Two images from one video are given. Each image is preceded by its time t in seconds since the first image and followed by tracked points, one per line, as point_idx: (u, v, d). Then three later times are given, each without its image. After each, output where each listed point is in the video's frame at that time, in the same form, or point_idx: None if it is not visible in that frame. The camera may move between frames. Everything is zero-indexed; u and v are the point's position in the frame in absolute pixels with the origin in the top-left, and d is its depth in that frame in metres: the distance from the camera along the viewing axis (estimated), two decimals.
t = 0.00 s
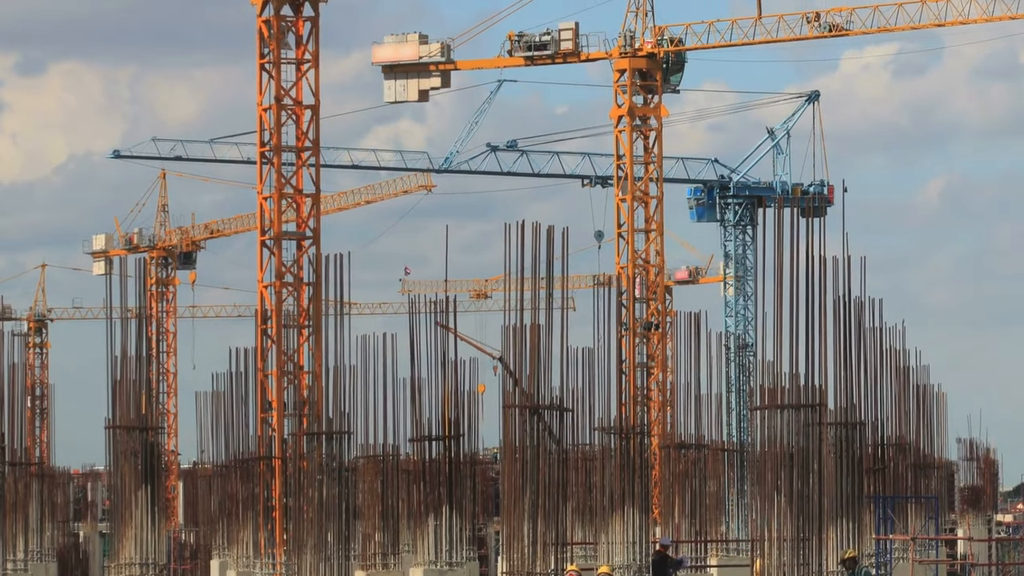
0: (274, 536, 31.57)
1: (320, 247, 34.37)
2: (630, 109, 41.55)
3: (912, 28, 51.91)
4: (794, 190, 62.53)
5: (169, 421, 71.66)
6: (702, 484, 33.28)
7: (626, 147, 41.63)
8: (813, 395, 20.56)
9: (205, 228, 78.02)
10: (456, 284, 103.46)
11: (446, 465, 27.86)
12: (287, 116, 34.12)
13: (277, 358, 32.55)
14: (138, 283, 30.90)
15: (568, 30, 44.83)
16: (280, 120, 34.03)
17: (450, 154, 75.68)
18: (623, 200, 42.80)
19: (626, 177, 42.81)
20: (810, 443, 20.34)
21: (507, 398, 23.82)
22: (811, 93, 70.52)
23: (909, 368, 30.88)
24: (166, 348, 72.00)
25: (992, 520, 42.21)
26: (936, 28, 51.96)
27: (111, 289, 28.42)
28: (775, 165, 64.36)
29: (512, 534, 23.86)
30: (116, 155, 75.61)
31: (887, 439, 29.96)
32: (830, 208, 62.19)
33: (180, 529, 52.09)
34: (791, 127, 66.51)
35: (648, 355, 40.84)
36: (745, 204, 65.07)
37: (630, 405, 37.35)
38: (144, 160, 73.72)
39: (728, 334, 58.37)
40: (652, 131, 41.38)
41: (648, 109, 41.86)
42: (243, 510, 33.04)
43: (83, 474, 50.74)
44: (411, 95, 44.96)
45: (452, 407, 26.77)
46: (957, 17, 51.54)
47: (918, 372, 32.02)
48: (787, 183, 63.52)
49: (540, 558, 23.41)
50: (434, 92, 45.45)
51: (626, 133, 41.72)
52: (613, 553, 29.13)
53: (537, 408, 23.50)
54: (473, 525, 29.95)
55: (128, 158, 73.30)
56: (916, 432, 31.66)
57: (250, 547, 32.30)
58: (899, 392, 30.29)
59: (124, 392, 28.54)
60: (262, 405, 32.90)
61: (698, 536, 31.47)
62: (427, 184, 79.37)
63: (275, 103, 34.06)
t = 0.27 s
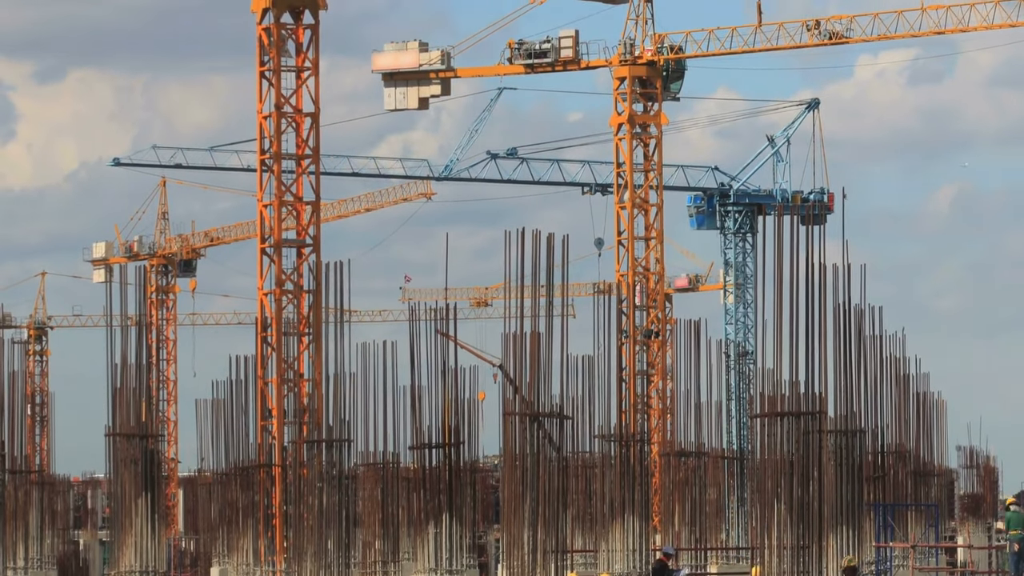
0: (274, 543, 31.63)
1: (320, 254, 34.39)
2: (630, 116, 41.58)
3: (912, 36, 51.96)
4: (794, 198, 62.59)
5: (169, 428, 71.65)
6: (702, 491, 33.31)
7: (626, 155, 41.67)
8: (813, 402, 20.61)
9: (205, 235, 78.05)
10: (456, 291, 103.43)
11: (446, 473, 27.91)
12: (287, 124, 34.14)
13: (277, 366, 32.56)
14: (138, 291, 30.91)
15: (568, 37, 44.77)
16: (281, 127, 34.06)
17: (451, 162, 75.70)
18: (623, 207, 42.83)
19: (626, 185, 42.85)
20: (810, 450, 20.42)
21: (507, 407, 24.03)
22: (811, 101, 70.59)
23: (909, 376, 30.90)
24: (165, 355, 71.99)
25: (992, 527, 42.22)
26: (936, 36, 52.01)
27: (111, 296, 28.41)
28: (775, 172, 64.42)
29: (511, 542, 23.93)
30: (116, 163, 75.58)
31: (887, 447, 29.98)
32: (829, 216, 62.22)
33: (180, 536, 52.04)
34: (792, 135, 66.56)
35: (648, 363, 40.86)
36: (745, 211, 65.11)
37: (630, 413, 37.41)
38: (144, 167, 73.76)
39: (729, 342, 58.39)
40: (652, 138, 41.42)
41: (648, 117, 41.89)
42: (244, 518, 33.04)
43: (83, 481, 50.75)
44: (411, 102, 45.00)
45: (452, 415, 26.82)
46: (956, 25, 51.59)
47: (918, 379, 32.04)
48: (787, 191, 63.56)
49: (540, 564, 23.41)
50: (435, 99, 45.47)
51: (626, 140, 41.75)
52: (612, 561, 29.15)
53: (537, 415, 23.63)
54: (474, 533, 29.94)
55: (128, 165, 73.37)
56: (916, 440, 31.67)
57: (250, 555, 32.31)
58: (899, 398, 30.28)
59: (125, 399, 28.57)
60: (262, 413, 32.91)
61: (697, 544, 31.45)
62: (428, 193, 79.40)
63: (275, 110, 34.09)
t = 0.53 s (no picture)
0: (274, 551, 31.64)
1: (320, 262, 34.41)
2: (630, 124, 41.62)
3: (912, 43, 52.00)
4: (794, 205, 62.62)
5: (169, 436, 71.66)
6: (702, 499, 33.30)
7: (626, 163, 41.71)
8: (815, 410, 21.34)
9: (205, 243, 78.09)
10: (456, 298, 103.39)
11: (447, 480, 27.96)
12: (287, 131, 34.19)
13: (277, 374, 32.55)
14: (138, 299, 30.93)
15: (568, 45, 44.84)
16: (280, 135, 34.09)
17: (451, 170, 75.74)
18: (624, 215, 42.86)
19: (626, 193, 42.88)
20: (810, 458, 21.20)
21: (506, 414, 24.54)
22: (811, 108, 70.64)
23: (909, 383, 30.90)
24: (166, 363, 72.01)
25: (992, 535, 42.18)
26: (936, 43, 52.03)
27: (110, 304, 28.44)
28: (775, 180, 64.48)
29: (511, 549, 24.47)
30: (116, 170, 75.63)
31: (887, 454, 29.95)
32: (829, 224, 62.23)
33: (180, 544, 52.02)
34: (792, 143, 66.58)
35: (648, 370, 40.89)
36: (745, 219, 65.15)
37: (630, 421, 37.51)
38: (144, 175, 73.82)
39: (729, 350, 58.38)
40: (653, 146, 41.46)
41: (647, 124, 41.93)
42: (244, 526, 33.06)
43: (82, 489, 50.77)
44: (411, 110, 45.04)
45: (452, 424, 26.87)
46: (956, 32, 51.62)
47: (918, 386, 32.04)
48: (787, 199, 63.59)
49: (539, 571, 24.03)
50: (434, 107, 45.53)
51: (626, 148, 41.79)
52: (612, 568, 29.11)
53: (537, 424, 24.11)
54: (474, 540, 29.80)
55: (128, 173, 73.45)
56: (916, 447, 31.67)
57: (250, 563, 32.35)
58: (900, 405, 30.25)
59: (125, 407, 28.61)
60: (262, 421, 32.89)
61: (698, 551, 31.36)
62: (428, 201, 79.46)
63: (275, 118, 34.13)
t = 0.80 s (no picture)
0: (275, 560, 31.64)
1: (320, 270, 34.43)
2: (630, 133, 41.66)
3: (912, 52, 52.07)
4: (795, 214, 62.66)
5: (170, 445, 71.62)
6: (702, 507, 33.26)
7: (626, 171, 41.77)
8: (812, 420, 22.84)
9: (205, 252, 78.13)
10: (457, 307, 103.35)
11: (447, 489, 27.99)
12: (287, 140, 34.23)
13: (277, 382, 32.54)
14: (138, 307, 30.93)
15: (568, 53, 44.91)
16: (281, 143, 34.13)
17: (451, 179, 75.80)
18: (624, 224, 42.89)
19: (626, 202, 42.93)
20: (812, 467, 22.58)
21: (507, 423, 25.08)
22: (811, 117, 70.70)
23: (909, 392, 30.90)
24: (166, 372, 72.02)
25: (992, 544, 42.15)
26: (936, 52, 52.11)
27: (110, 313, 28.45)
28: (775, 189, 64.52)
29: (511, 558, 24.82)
30: (116, 179, 75.67)
31: (888, 463, 29.91)
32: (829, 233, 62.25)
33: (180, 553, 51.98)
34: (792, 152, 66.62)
35: (648, 379, 40.90)
36: (745, 228, 65.21)
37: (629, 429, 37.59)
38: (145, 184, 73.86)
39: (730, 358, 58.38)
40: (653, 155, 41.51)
41: (648, 133, 41.98)
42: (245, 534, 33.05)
43: (82, 498, 50.72)
44: (412, 119, 45.08)
45: (452, 432, 26.94)
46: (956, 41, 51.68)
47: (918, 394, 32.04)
48: (787, 208, 63.63)
49: None
50: (435, 115, 45.37)
51: (626, 157, 41.83)
52: None
53: (537, 432, 24.76)
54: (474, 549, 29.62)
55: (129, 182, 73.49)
56: (916, 456, 31.67)
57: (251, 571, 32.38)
58: (900, 413, 30.26)
59: (125, 416, 28.64)
60: (262, 430, 32.87)
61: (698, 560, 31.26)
62: (427, 209, 79.50)
63: (275, 127, 34.17)
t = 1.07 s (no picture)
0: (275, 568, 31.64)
1: (320, 279, 34.46)
2: (630, 141, 41.71)
3: (912, 60, 52.13)
4: (795, 222, 62.71)
5: (170, 453, 71.59)
6: (702, 516, 33.25)
7: (626, 180, 41.80)
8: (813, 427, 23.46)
9: (205, 260, 78.13)
10: (456, 315, 103.28)
11: (447, 498, 28.02)
12: (288, 149, 34.26)
13: (277, 392, 32.59)
14: (138, 316, 30.93)
15: (568, 62, 44.95)
16: (281, 152, 34.17)
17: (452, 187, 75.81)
18: (624, 233, 42.92)
19: (626, 210, 42.98)
20: (810, 476, 23.25)
21: (507, 431, 25.38)
22: (811, 126, 70.75)
23: (909, 401, 30.92)
24: (166, 380, 72.01)
25: (992, 552, 42.10)
26: (936, 60, 52.18)
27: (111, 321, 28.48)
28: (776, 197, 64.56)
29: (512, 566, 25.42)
30: (116, 187, 75.70)
31: (888, 471, 29.89)
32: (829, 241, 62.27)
33: (180, 562, 51.94)
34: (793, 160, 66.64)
35: (648, 387, 40.95)
36: (745, 236, 65.26)
37: (630, 438, 37.74)
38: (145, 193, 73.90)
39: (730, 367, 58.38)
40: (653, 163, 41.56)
41: (648, 141, 42.03)
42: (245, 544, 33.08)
43: (83, 507, 50.68)
44: (413, 127, 45.19)
45: (454, 441, 27.01)
46: (956, 49, 51.74)
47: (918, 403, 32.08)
48: (787, 216, 63.66)
49: None
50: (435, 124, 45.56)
51: (626, 165, 41.86)
52: None
53: (537, 440, 25.13)
54: (473, 557, 29.43)
55: (129, 191, 73.52)
56: (916, 465, 31.70)
57: None
58: (900, 420, 30.27)
59: (126, 424, 28.66)
60: (262, 438, 32.87)
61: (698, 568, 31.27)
62: (428, 218, 79.53)
63: (275, 135, 34.21)
